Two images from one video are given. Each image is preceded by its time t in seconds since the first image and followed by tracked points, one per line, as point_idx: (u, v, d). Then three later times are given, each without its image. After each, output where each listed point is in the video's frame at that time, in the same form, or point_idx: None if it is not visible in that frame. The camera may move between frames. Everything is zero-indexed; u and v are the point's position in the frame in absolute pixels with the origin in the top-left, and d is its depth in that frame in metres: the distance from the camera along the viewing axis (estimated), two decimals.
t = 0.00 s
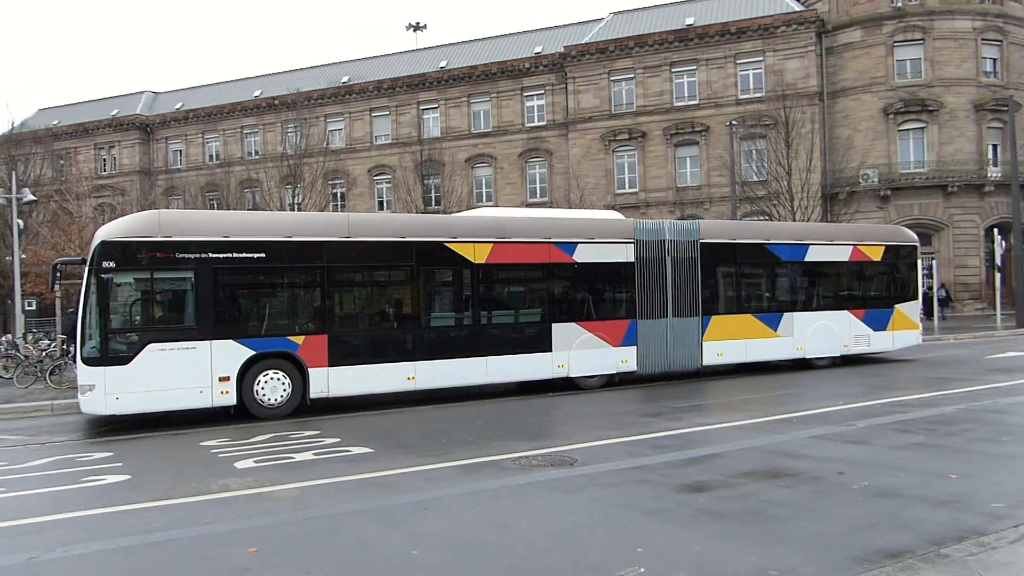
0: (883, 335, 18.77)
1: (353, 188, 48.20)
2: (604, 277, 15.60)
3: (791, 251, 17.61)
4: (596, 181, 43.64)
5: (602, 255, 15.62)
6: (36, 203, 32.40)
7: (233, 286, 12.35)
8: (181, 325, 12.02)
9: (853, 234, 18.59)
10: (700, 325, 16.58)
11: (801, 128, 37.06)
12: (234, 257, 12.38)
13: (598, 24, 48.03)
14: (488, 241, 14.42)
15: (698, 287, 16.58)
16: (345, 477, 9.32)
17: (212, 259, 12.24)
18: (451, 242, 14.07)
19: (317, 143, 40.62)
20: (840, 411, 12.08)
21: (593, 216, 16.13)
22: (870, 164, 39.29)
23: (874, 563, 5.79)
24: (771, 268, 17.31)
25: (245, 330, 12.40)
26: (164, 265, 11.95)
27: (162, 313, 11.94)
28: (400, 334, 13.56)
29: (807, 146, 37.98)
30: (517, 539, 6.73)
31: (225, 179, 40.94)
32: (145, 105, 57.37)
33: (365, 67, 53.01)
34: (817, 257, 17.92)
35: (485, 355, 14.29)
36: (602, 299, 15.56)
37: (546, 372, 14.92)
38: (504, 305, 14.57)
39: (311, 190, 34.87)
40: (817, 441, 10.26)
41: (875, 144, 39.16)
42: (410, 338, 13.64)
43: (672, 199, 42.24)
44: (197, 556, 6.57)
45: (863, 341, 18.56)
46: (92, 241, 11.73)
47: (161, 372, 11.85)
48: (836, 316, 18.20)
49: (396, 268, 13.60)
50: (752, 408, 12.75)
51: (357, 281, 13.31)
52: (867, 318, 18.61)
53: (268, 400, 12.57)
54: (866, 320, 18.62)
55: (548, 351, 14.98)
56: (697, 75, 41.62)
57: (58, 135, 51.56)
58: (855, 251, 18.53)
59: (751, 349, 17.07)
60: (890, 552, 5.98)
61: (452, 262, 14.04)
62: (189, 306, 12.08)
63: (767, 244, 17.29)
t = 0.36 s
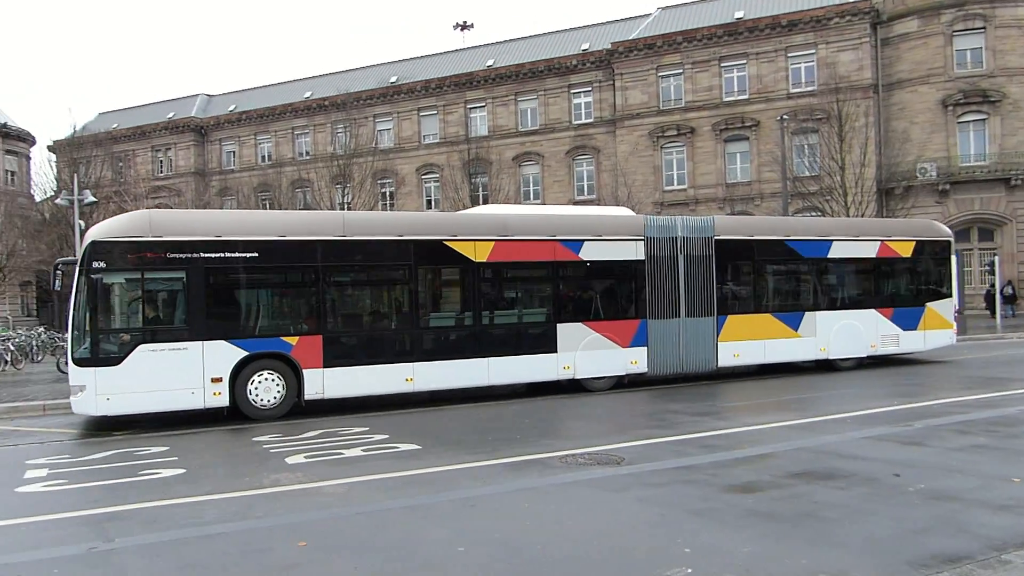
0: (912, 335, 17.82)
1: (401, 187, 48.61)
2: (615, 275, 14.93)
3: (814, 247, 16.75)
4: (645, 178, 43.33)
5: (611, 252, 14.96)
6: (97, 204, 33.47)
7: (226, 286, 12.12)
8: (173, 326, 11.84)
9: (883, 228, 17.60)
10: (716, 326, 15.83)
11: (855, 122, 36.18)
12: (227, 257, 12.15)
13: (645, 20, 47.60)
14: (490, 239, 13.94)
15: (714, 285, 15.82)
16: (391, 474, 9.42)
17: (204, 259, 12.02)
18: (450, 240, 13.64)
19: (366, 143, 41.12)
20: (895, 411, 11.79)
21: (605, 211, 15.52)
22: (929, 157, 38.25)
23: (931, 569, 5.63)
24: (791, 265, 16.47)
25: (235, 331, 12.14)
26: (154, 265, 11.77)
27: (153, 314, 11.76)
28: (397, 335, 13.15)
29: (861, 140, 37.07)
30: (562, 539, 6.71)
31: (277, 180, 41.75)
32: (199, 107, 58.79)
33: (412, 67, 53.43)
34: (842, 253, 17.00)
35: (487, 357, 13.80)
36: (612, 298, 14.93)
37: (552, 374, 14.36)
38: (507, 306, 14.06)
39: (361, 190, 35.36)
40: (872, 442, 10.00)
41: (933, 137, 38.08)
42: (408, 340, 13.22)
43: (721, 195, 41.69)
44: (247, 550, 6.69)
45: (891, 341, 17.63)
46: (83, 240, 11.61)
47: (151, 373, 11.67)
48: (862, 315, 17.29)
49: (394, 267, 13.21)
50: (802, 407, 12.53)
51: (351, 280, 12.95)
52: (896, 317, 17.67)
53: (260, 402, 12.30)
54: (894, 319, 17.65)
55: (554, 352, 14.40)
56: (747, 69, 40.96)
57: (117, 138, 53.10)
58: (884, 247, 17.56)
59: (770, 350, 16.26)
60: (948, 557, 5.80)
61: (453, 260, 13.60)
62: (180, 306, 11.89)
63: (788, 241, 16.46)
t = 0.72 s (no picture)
0: (937, 340, 17.29)
1: (443, 186, 48.80)
2: (621, 276, 14.53)
3: (833, 248, 16.27)
4: (688, 177, 42.88)
5: (618, 252, 14.55)
6: (148, 203, 34.34)
7: (219, 286, 11.99)
8: (164, 325, 11.72)
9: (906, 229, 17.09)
10: (727, 328, 15.39)
11: (906, 120, 35.26)
12: (220, 255, 12.01)
13: (689, 18, 47.10)
14: (491, 238, 13.62)
15: (726, 286, 15.38)
16: (428, 472, 9.47)
17: (196, 257, 11.89)
18: (449, 240, 13.36)
19: (409, 143, 41.45)
20: (943, 416, 11.47)
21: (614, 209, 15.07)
22: (984, 155, 37.24)
23: None
24: (808, 267, 16.03)
25: (229, 330, 12.00)
26: (145, 264, 11.67)
27: (146, 313, 11.67)
28: (395, 335, 12.91)
29: (911, 138, 36.11)
30: (599, 540, 6.67)
31: (321, 179, 42.30)
32: (246, 108, 59.84)
33: (455, 67, 53.65)
34: (862, 254, 16.53)
35: (487, 359, 13.49)
36: (619, 300, 14.54)
37: (554, 377, 14.00)
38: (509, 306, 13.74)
39: (403, 189, 35.59)
40: (920, 448, 9.75)
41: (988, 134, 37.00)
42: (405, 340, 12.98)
43: (766, 194, 41.04)
44: (287, 545, 6.79)
45: (914, 347, 17.10)
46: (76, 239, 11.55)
47: (142, 373, 11.58)
48: (883, 319, 16.79)
49: (391, 267, 12.97)
50: (847, 412, 12.27)
51: (347, 280, 12.73)
52: (920, 321, 17.14)
53: (253, 403, 12.18)
54: (917, 323, 17.13)
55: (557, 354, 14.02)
56: (793, 67, 40.24)
57: (168, 138, 54.32)
58: (907, 248, 17.06)
59: (783, 354, 15.83)
60: (999, 568, 5.64)
61: (452, 260, 13.31)
62: (171, 305, 11.78)
63: (806, 241, 15.99)
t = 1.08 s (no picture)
0: (949, 341, 16.88)
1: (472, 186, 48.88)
2: (616, 275, 14.35)
3: (839, 247, 15.95)
4: (718, 174, 42.48)
5: (613, 250, 14.35)
6: (182, 204, 34.93)
7: (207, 286, 11.96)
8: (151, 325, 11.71)
9: (918, 226, 16.69)
10: (728, 329, 15.17)
11: (942, 115, 34.52)
12: (207, 255, 11.98)
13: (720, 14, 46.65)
14: (483, 237, 13.48)
15: (727, 286, 15.15)
16: (455, 470, 9.50)
17: (183, 258, 11.87)
18: (440, 239, 13.22)
19: (439, 143, 41.57)
20: (979, 417, 11.23)
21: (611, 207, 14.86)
22: None
23: None
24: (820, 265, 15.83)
25: (216, 331, 11.97)
26: (131, 264, 11.64)
27: (133, 314, 11.66)
28: (385, 334, 12.83)
29: (947, 133, 35.40)
30: (626, 540, 6.63)
31: (351, 180, 42.64)
32: (277, 109, 60.48)
33: (483, 66, 53.69)
34: (870, 252, 16.19)
35: (480, 359, 13.38)
36: (614, 299, 14.36)
37: (549, 377, 13.87)
38: (502, 306, 13.62)
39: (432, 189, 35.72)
40: (955, 449, 9.57)
41: None
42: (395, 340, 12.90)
43: (798, 192, 40.53)
44: (316, 541, 6.86)
45: (924, 347, 16.71)
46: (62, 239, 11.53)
47: (128, 373, 11.58)
48: (891, 319, 16.44)
49: (381, 266, 12.87)
50: (880, 412, 12.07)
51: (334, 280, 12.65)
52: (931, 321, 16.75)
53: (241, 403, 12.14)
54: (928, 323, 16.73)
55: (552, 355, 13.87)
56: (826, 62, 39.63)
57: (201, 139, 55.16)
58: (919, 245, 16.64)
59: (786, 355, 15.54)
60: None
61: (442, 259, 13.18)
62: (158, 305, 11.76)
63: (811, 240, 15.70)
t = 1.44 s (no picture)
0: (959, 344, 16.58)
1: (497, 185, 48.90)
2: (609, 276, 14.26)
3: (843, 247, 15.70)
4: (745, 173, 42.11)
5: (606, 250, 14.27)
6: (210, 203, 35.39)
7: (193, 285, 12.10)
8: (137, 325, 11.88)
9: (926, 226, 16.38)
10: (727, 330, 15.03)
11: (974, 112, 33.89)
12: (193, 255, 12.11)
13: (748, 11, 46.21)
14: (474, 236, 13.49)
15: (726, 287, 15.00)
16: (476, 470, 9.52)
17: (169, 257, 12.02)
18: (430, 239, 13.24)
19: (464, 142, 41.68)
20: (1009, 420, 11.02)
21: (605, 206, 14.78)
22: None
23: None
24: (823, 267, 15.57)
25: (204, 330, 12.12)
26: (117, 263, 11.80)
27: (119, 313, 11.83)
28: (372, 335, 12.90)
29: (980, 131, 34.73)
30: (647, 540, 6.60)
31: (376, 179, 42.92)
32: (304, 110, 61.00)
33: (508, 66, 53.69)
34: (875, 252, 15.91)
35: (472, 360, 13.40)
36: (606, 301, 14.28)
37: (542, 378, 13.83)
38: (493, 306, 13.61)
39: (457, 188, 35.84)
40: (984, 452, 9.40)
41: None
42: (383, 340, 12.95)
43: (827, 191, 40.03)
44: (338, 538, 6.91)
45: (932, 350, 16.41)
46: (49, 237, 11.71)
47: (114, 373, 11.76)
48: (897, 321, 16.17)
49: (369, 266, 12.94)
50: (908, 415, 11.90)
51: (335, 278, 12.80)
52: (940, 323, 16.45)
53: (227, 403, 12.27)
54: (937, 326, 16.42)
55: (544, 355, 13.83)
56: (855, 59, 39.08)
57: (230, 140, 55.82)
58: (926, 246, 16.33)
59: (786, 357, 15.34)
60: None
61: (431, 259, 13.20)
62: (143, 305, 11.92)
63: (813, 240, 15.47)
